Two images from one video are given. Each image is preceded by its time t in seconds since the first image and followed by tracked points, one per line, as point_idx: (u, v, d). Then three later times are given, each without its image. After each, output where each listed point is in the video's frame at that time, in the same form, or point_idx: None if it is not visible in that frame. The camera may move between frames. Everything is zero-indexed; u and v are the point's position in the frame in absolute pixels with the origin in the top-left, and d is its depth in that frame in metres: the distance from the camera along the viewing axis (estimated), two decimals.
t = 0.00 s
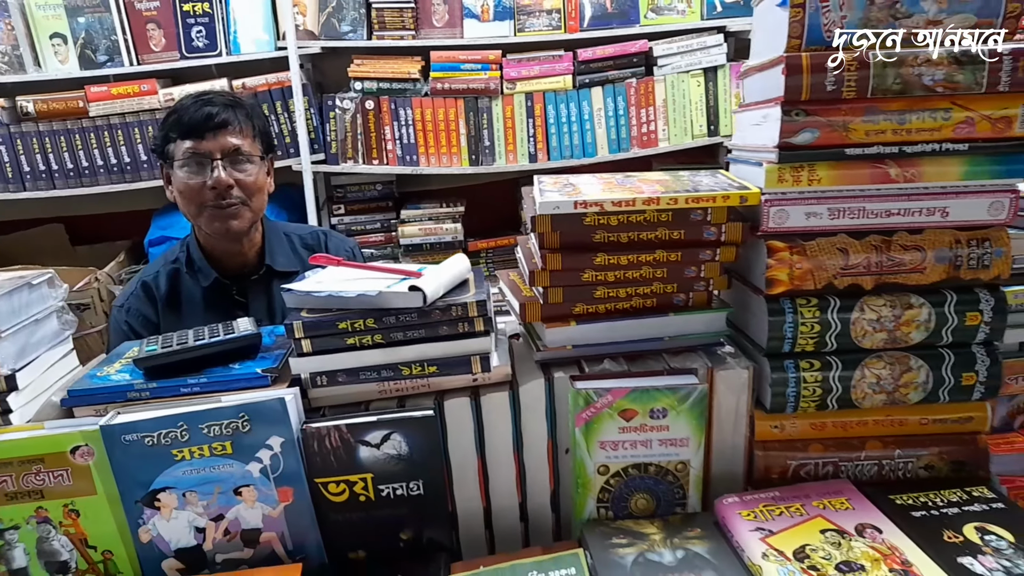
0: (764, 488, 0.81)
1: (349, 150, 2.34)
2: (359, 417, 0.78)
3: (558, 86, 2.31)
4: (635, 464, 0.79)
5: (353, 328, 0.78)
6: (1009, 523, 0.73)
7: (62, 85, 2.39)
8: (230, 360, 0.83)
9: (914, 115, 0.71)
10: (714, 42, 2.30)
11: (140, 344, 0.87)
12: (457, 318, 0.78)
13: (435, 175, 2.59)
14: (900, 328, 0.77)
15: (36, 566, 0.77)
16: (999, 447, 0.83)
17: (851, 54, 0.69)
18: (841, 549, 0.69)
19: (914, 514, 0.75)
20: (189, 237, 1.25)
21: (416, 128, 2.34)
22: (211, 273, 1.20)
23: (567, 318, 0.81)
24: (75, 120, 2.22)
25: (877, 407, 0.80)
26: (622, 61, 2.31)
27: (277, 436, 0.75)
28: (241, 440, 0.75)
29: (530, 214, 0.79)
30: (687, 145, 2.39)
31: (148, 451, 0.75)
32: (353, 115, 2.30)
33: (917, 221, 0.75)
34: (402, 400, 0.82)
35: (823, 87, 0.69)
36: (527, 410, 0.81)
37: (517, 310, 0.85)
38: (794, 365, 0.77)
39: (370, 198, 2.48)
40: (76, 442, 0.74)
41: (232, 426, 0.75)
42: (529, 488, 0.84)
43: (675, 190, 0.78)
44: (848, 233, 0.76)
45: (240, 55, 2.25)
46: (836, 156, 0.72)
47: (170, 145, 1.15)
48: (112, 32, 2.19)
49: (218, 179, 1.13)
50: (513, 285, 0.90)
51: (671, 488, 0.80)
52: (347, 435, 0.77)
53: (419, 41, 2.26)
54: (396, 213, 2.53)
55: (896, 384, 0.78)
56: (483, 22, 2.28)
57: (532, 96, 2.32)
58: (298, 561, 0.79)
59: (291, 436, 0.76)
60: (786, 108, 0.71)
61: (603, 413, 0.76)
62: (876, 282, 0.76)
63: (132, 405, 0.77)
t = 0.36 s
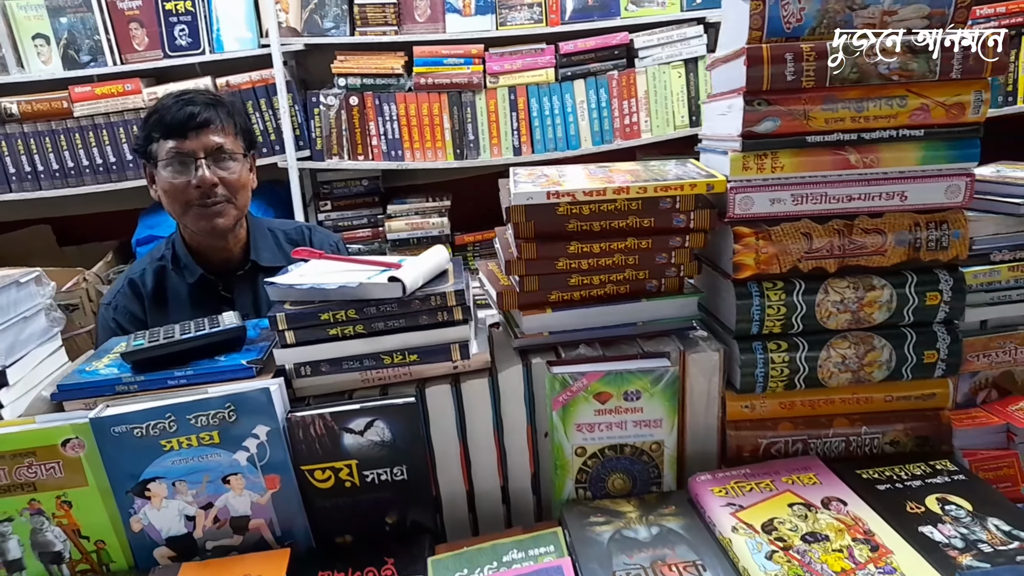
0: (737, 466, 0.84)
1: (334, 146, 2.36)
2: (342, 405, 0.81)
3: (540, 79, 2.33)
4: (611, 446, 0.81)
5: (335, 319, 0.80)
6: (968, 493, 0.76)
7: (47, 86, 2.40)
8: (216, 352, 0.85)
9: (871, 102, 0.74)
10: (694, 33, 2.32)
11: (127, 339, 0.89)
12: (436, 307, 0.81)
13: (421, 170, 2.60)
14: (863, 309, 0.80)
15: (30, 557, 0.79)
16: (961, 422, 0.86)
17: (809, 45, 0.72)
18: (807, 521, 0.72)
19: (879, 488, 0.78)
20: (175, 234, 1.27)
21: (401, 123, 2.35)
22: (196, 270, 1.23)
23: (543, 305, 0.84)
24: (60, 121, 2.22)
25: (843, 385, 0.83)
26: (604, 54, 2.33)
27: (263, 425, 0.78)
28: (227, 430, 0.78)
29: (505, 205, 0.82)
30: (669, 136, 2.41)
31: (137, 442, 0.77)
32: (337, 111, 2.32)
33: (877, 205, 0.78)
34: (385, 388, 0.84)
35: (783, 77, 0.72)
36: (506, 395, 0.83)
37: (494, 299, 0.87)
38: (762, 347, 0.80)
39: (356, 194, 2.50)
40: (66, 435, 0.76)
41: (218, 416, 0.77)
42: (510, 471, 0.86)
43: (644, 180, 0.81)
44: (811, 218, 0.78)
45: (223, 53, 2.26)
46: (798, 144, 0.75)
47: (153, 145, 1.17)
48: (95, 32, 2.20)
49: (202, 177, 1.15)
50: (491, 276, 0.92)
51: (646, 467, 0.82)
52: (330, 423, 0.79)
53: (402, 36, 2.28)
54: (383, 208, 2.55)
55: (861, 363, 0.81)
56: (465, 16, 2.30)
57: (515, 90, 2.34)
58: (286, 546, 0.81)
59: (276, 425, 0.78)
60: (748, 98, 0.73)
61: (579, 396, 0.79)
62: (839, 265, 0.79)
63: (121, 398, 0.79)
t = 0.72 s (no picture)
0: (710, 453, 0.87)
1: (323, 143, 2.37)
2: (328, 393, 0.83)
3: (528, 79, 2.35)
4: (588, 433, 0.84)
5: (321, 309, 0.82)
6: (930, 479, 0.80)
7: (35, 82, 2.40)
8: (204, 341, 0.87)
9: (839, 103, 0.77)
10: (680, 34, 2.35)
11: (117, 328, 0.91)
12: (420, 298, 0.83)
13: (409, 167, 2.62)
14: (832, 302, 0.83)
15: (21, 539, 0.81)
16: (926, 412, 0.90)
17: (780, 47, 0.75)
18: (774, 504, 0.75)
19: (845, 474, 0.81)
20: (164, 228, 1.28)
21: (390, 121, 2.37)
22: (185, 263, 1.24)
23: (524, 297, 0.86)
24: (48, 116, 2.23)
25: (812, 375, 0.86)
26: (591, 54, 2.36)
27: (250, 412, 0.80)
28: (215, 416, 0.80)
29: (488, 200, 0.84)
30: (655, 136, 2.44)
31: (126, 427, 0.79)
32: (327, 109, 2.34)
33: (846, 202, 0.81)
34: (370, 376, 0.86)
35: (755, 78, 0.75)
36: (488, 384, 0.86)
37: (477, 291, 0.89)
38: (734, 338, 0.83)
39: (345, 191, 2.51)
40: (57, 420, 0.78)
41: (206, 402, 0.79)
42: (491, 458, 0.89)
43: (622, 176, 0.83)
44: (782, 214, 0.82)
45: (213, 50, 2.27)
46: (770, 142, 0.78)
47: (142, 140, 1.18)
48: (84, 28, 2.20)
49: (192, 172, 1.17)
50: (475, 268, 0.95)
51: (623, 454, 0.85)
52: (316, 410, 0.81)
53: (391, 35, 2.30)
54: (371, 205, 2.56)
55: (829, 354, 0.84)
56: (454, 16, 2.33)
57: (503, 89, 2.36)
58: (272, 529, 0.83)
59: (263, 412, 0.80)
60: (722, 98, 0.76)
61: (558, 384, 0.82)
62: (809, 260, 0.82)
63: (111, 385, 0.81)
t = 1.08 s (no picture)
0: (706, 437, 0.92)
1: (344, 138, 2.44)
2: (346, 367, 0.89)
3: (545, 80, 2.41)
4: (589, 413, 0.89)
5: (341, 288, 0.88)
6: (914, 467, 0.83)
7: (68, 72, 2.49)
8: (231, 315, 0.93)
9: (833, 107, 0.82)
10: (696, 39, 2.39)
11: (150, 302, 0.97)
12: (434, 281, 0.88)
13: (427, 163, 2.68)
14: (824, 296, 0.87)
15: (59, 494, 0.88)
16: (916, 404, 0.94)
17: (778, 52, 0.79)
18: (763, 483, 0.79)
19: (834, 459, 0.84)
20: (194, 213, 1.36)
21: (410, 118, 2.43)
22: (213, 246, 1.32)
23: (532, 284, 0.91)
24: (81, 105, 2.30)
25: (805, 366, 0.90)
26: (608, 57, 2.41)
27: (273, 381, 0.85)
28: (241, 384, 0.85)
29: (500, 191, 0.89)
30: (670, 139, 2.48)
31: (159, 391, 0.85)
32: (349, 105, 2.39)
33: (839, 201, 0.86)
34: (385, 354, 0.92)
35: (753, 80, 0.79)
36: (496, 364, 0.91)
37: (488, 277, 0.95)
38: (730, 327, 0.88)
39: (365, 185, 2.57)
40: (95, 383, 0.84)
41: (233, 371, 0.85)
42: (498, 436, 0.94)
43: (628, 172, 0.88)
44: (779, 211, 0.86)
45: (240, 45, 2.34)
46: (766, 142, 0.83)
47: (176, 129, 1.25)
48: (117, 21, 2.28)
49: (223, 159, 1.23)
50: (487, 257, 1.00)
51: (622, 434, 0.90)
52: (334, 382, 0.87)
53: (413, 34, 2.36)
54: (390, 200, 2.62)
55: (821, 346, 0.89)
56: (474, 17, 2.38)
57: (521, 89, 2.41)
58: (290, 494, 0.89)
59: (285, 382, 0.86)
60: (722, 99, 0.81)
61: (561, 365, 0.87)
62: (802, 255, 0.87)
63: (144, 352, 0.87)
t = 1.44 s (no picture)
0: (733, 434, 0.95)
1: (392, 139, 2.51)
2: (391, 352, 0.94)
3: (590, 87, 2.45)
4: (620, 406, 0.93)
5: (391, 278, 0.93)
6: (938, 470, 0.85)
7: (133, 69, 2.60)
8: (286, 300, 0.99)
9: (870, 118, 0.84)
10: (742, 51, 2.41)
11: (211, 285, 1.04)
12: (478, 275, 0.93)
13: (471, 166, 2.74)
14: (855, 301, 0.90)
15: (122, 460, 0.94)
16: (943, 412, 0.95)
17: (817, 64, 0.82)
18: (787, 478, 0.82)
19: (858, 460, 0.87)
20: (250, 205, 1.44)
21: (455, 122, 2.49)
22: (267, 237, 1.40)
23: (570, 280, 0.95)
24: (144, 100, 2.41)
25: (834, 369, 0.92)
26: (652, 66, 2.44)
27: (324, 362, 0.91)
28: (294, 364, 0.91)
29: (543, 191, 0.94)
30: (711, 149, 2.50)
31: (218, 367, 0.91)
32: (397, 107, 2.47)
33: (873, 209, 0.88)
34: (428, 342, 0.97)
35: (792, 90, 0.82)
36: (533, 356, 0.95)
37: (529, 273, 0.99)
38: (761, 329, 0.91)
39: (409, 186, 2.64)
40: (160, 357, 0.90)
41: (287, 351, 0.90)
42: (532, 424, 0.98)
43: (667, 175, 0.92)
44: (812, 217, 0.89)
45: (296, 47, 2.43)
46: (802, 150, 0.85)
47: (239, 125, 1.32)
48: (181, 21, 2.38)
49: (284, 154, 1.31)
50: (528, 254, 1.05)
51: (651, 427, 0.94)
52: (380, 366, 0.92)
53: (462, 40, 2.42)
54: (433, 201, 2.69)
55: (850, 350, 0.91)
56: (523, 25, 2.44)
57: (565, 96, 2.46)
58: (334, 470, 0.94)
59: (335, 363, 0.91)
60: (761, 108, 0.84)
61: (595, 358, 0.91)
62: (834, 261, 0.90)
63: (206, 331, 0.93)
